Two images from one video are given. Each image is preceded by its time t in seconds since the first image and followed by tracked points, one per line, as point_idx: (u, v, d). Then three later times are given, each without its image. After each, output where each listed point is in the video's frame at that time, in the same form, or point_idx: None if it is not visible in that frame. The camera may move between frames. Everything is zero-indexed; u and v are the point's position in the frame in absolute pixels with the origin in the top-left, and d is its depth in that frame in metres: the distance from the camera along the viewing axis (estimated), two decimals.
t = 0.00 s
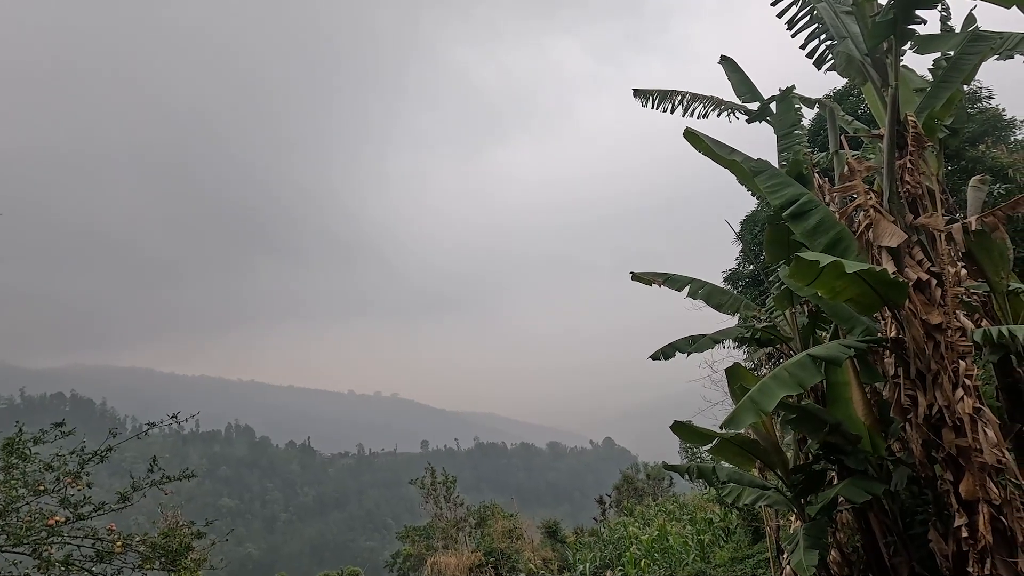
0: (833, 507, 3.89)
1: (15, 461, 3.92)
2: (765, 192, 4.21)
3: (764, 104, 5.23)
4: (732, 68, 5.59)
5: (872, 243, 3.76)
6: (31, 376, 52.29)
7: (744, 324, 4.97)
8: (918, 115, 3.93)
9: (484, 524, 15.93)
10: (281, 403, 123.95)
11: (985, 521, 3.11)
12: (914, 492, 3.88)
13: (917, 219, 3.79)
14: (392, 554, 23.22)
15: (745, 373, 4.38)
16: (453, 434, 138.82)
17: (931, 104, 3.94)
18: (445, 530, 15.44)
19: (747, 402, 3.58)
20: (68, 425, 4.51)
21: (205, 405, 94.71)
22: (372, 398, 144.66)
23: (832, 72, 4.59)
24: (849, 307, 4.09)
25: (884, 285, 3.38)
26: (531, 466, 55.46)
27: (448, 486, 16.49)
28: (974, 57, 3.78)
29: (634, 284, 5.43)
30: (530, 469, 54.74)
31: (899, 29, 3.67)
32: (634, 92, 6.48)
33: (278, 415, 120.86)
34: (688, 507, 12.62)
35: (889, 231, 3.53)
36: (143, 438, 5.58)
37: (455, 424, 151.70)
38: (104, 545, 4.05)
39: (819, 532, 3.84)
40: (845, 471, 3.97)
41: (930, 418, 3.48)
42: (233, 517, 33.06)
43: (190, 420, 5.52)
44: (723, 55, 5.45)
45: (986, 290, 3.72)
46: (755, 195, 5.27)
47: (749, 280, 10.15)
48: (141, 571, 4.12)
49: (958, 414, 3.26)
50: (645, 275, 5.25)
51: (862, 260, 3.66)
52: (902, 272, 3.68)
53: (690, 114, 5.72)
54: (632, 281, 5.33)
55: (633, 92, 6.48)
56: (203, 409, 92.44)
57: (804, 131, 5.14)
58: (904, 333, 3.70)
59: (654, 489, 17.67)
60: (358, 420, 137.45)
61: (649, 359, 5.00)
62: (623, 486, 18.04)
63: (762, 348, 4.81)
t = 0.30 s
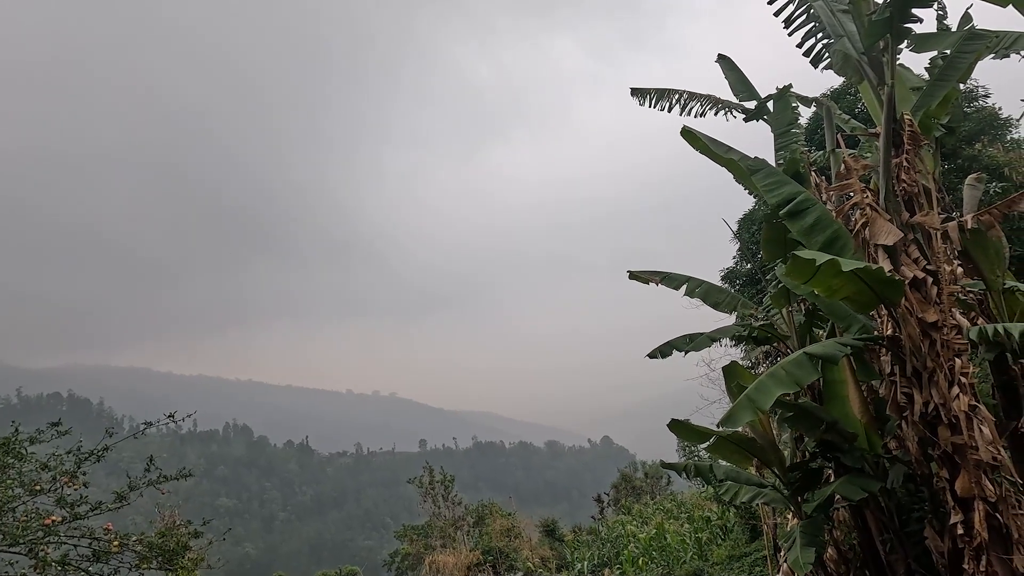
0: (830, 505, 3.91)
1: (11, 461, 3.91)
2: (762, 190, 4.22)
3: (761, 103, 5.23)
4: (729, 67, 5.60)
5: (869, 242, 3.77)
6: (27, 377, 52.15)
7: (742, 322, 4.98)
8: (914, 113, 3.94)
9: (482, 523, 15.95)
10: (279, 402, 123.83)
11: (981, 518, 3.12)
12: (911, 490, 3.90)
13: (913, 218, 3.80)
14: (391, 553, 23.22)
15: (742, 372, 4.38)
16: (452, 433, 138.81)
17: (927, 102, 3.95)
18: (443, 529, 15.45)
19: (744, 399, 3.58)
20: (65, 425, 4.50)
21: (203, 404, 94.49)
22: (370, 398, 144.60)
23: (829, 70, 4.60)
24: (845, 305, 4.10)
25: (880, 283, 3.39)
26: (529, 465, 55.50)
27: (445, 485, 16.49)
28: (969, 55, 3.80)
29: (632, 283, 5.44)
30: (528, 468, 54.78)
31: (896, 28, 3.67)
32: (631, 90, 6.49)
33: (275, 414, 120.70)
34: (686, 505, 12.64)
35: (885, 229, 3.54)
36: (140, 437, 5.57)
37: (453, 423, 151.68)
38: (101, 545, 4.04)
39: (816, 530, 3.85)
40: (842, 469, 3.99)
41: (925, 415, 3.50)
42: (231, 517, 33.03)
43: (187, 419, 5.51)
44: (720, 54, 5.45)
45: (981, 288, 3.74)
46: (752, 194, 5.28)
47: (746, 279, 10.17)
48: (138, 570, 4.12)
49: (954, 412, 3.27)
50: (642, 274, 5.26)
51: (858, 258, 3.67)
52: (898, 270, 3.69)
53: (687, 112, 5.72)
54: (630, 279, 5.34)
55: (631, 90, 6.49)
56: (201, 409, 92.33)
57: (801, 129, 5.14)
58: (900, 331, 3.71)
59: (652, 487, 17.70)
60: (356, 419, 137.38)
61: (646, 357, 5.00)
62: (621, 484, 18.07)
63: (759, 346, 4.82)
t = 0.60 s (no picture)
0: (825, 504, 3.90)
1: (5, 462, 3.88)
2: (758, 189, 4.23)
3: (757, 102, 5.24)
4: (725, 66, 5.60)
5: (865, 242, 3.77)
6: (23, 376, 51.99)
7: (738, 321, 4.98)
8: (910, 113, 3.94)
9: (480, 522, 15.95)
10: (276, 401, 123.63)
11: (976, 517, 3.13)
12: (907, 488, 3.90)
13: (909, 217, 3.80)
14: (389, 552, 23.23)
15: (738, 371, 4.38)
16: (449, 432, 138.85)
17: (923, 102, 3.96)
18: (440, 528, 15.44)
19: (740, 399, 3.58)
20: (59, 426, 4.48)
21: (199, 404, 94.22)
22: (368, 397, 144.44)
23: (826, 70, 4.60)
24: (841, 304, 4.11)
25: (875, 283, 3.39)
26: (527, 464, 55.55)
27: (443, 484, 16.48)
28: (965, 55, 3.82)
29: (628, 282, 5.44)
30: (526, 466, 54.83)
31: (892, 27, 3.68)
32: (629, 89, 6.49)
33: (273, 414, 120.52)
34: (683, 503, 12.66)
35: (881, 228, 3.54)
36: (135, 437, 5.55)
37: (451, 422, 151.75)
38: (96, 546, 4.02)
39: (812, 529, 3.86)
40: (838, 468, 4.00)
41: (921, 415, 3.50)
42: (228, 517, 32.96)
43: (183, 419, 5.48)
44: (718, 53, 5.45)
45: (976, 288, 3.75)
46: (749, 193, 5.28)
47: (743, 278, 10.20)
48: (133, 572, 4.10)
49: (949, 411, 3.28)
50: (639, 273, 5.27)
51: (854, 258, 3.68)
52: (894, 270, 3.69)
53: (684, 111, 5.73)
54: (627, 279, 5.35)
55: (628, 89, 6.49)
56: (197, 408, 92.09)
57: (798, 129, 5.14)
58: (896, 330, 3.71)
59: (649, 486, 17.73)
60: (353, 419, 137.23)
61: (643, 357, 5.00)
62: (618, 483, 18.09)
63: (756, 346, 4.83)
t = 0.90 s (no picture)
0: (823, 501, 3.90)
1: (1, 462, 3.87)
2: (756, 187, 4.23)
3: (755, 100, 5.24)
4: (723, 64, 5.61)
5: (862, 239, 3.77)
6: (21, 376, 51.89)
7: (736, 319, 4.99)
8: (908, 110, 3.94)
9: (479, 520, 15.95)
10: (274, 401, 123.58)
11: (973, 514, 3.14)
12: (904, 485, 3.92)
13: (906, 214, 3.80)
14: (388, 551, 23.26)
15: (736, 368, 4.38)
16: (448, 431, 138.86)
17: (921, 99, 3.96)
18: (439, 527, 15.45)
19: (738, 397, 3.58)
20: (56, 425, 4.45)
21: (197, 403, 94.11)
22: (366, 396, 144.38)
23: (823, 67, 4.59)
24: (839, 302, 4.10)
25: (873, 279, 3.39)
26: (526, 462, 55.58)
27: (442, 483, 16.47)
28: (962, 52, 3.83)
29: (626, 280, 5.45)
30: (525, 465, 54.86)
31: (890, 24, 3.67)
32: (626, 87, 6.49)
33: (271, 413, 120.43)
34: (681, 502, 12.67)
35: (879, 226, 3.54)
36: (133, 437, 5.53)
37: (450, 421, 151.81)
38: (93, 546, 4.01)
39: (810, 526, 3.86)
40: (835, 465, 4.00)
41: (918, 412, 3.50)
42: (227, 516, 32.95)
43: (180, 419, 5.46)
44: (716, 51, 5.45)
45: (973, 284, 3.76)
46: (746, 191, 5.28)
47: (741, 276, 10.21)
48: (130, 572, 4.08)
49: (946, 408, 3.29)
50: (637, 271, 5.28)
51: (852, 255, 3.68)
52: (891, 267, 3.69)
53: (682, 109, 5.73)
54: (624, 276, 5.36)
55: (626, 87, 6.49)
56: (195, 408, 91.98)
57: (795, 126, 5.14)
58: (893, 327, 3.71)
59: (648, 484, 17.75)
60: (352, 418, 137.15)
61: (641, 355, 5.02)
62: (616, 481, 18.10)
63: (753, 343, 4.83)
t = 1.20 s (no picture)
0: (820, 500, 3.91)
1: None
2: (753, 186, 4.23)
3: (753, 99, 5.24)
4: (720, 63, 5.61)
5: (859, 237, 3.77)
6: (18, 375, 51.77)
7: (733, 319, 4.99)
8: (905, 109, 3.95)
9: (477, 520, 15.94)
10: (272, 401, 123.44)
11: (970, 512, 3.14)
12: (901, 484, 3.93)
13: (903, 213, 3.80)
14: (386, 550, 23.27)
15: (734, 367, 4.37)
16: (446, 431, 138.84)
17: (918, 98, 3.96)
18: (437, 526, 15.46)
19: (736, 396, 3.57)
20: (51, 425, 4.43)
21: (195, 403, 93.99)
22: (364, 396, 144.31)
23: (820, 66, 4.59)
24: (836, 301, 4.10)
25: (869, 278, 3.39)
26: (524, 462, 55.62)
27: (440, 482, 16.46)
28: (959, 51, 3.82)
29: (623, 279, 5.46)
30: (523, 464, 54.89)
31: (886, 23, 3.67)
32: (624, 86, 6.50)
33: (269, 413, 120.29)
34: (679, 501, 12.69)
35: (875, 224, 3.54)
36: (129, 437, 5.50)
37: (448, 421, 151.88)
38: (88, 547, 4.00)
39: (807, 525, 3.86)
40: (833, 464, 4.00)
41: (915, 411, 3.50)
42: (224, 516, 32.93)
43: (176, 419, 5.43)
44: (713, 50, 5.45)
45: (970, 283, 3.77)
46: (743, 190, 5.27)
47: (739, 275, 10.22)
48: (125, 573, 4.06)
49: (943, 406, 3.29)
50: (634, 271, 5.29)
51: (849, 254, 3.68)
52: (888, 266, 3.68)
53: (679, 108, 5.73)
54: (621, 275, 5.37)
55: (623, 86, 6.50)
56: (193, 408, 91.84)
57: (792, 125, 5.14)
58: (890, 326, 3.70)
59: (646, 483, 17.77)
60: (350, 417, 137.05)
61: (639, 354, 5.01)
62: (615, 481, 18.11)
63: (751, 343, 4.82)
